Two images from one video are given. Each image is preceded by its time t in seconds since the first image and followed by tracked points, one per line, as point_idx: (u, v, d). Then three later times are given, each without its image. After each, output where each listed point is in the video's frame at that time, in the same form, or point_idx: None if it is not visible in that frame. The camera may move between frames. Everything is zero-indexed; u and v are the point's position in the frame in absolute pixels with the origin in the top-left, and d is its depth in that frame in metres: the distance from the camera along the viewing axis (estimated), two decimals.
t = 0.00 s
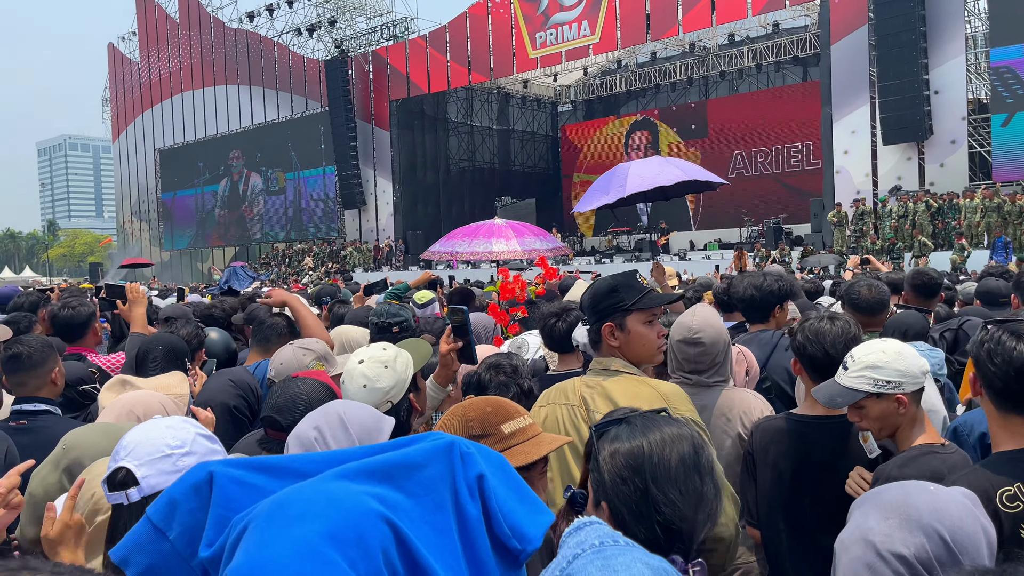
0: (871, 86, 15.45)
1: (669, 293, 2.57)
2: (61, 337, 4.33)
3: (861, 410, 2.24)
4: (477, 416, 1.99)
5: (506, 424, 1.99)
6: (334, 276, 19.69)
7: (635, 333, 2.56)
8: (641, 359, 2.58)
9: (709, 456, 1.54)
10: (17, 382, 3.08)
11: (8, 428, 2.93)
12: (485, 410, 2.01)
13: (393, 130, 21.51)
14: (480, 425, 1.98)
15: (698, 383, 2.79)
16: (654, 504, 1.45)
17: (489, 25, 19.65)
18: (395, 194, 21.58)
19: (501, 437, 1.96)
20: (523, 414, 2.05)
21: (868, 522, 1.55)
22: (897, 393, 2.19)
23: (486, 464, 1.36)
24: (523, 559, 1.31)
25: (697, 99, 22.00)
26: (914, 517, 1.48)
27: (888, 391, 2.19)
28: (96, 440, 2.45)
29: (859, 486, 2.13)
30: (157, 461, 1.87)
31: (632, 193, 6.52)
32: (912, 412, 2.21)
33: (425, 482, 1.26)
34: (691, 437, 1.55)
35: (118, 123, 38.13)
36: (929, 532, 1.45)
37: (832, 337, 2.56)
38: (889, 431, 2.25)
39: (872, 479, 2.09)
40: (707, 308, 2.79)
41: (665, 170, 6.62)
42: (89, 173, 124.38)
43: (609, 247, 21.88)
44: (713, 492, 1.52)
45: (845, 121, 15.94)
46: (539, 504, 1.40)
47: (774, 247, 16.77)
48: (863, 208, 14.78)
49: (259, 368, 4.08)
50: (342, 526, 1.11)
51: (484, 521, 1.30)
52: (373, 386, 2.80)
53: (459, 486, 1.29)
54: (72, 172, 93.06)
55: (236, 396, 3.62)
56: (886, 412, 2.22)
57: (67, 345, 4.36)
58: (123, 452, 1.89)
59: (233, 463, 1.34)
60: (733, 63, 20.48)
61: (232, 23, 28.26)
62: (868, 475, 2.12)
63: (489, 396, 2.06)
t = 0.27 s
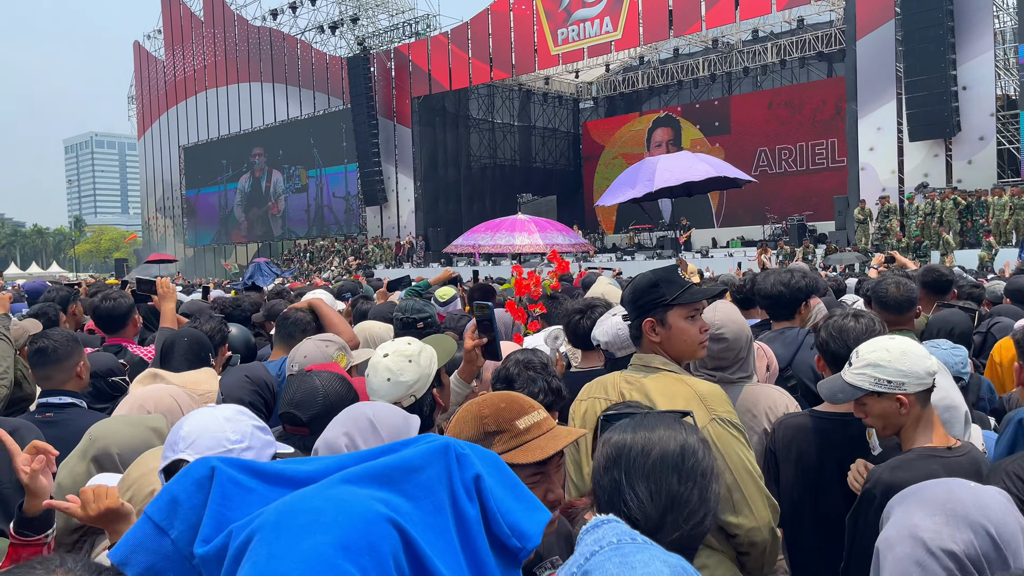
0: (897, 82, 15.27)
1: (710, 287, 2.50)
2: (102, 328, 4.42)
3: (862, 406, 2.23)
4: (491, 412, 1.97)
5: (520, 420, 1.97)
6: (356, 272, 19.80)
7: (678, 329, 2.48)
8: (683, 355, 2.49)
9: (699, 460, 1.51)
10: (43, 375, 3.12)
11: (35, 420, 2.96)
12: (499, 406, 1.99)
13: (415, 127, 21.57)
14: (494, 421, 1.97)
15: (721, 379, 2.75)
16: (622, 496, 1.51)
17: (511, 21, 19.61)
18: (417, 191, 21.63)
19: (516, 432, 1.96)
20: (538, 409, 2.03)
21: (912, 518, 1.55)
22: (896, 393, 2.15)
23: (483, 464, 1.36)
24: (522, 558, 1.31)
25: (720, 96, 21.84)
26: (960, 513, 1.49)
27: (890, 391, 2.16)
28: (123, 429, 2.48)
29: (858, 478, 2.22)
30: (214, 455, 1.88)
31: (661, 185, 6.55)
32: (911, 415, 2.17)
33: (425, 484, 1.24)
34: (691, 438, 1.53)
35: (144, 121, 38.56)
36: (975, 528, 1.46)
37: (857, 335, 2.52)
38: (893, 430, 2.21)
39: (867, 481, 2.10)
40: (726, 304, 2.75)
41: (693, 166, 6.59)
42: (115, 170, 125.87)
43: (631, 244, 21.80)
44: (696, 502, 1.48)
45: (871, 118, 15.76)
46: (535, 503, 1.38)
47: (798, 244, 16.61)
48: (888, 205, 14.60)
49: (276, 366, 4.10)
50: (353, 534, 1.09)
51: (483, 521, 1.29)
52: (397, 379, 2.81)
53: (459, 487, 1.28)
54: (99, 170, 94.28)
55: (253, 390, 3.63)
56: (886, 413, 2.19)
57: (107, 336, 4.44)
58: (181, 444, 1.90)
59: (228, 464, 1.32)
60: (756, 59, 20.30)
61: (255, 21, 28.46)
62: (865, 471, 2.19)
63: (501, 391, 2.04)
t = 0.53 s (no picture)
0: (925, 81, 15.09)
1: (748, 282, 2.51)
2: (143, 322, 4.50)
3: (887, 404, 2.22)
4: (516, 409, 1.99)
5: (545, 416, 1.98)
6: (379, 271, 19.91)
7: (719, 325, 2.49)
8: (727, 351, 2.49)
9: (700, 463, 1.53)
10: (70, 371, 3.17)
11: (63, 416, 3.01)
12: (524, 402, 2.00)
13: (439, 127, 21.66)
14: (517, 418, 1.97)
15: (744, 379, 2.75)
16: (614, 485, 1.58)
17: (535, 21, 19.61)
18: (440, 191, 21.72)
19: (541, 427, 1.96)
20: (559, 407, 2.04)
21: (993, 515, 1.61)
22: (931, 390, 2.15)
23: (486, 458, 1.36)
24: (530, 550, 1.31)
25: (745, 95, 21.69)
26: None
27: (924, 387, 2.16)
28: (143, 423, 2.52)
29: (872, 480, 2.23)
30: (308, 459, 1.92)
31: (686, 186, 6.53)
32: (937, 414, 2.18)
33: (432, 476, 1.25)
34: (700, 439, 1.57)
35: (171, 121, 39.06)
36: None
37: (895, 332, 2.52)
38: (914, 429, 2.21)
39: (883, 483, 2.12)
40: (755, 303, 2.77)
41: (719, 167, 6.55)
42: (142, 170, 127.57)
43: (653, 244, 21.74)
44: (689, 501, 1.50)
45: (898, 117, 15.60)
46: (538, 494, 1.39)
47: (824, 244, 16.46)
48: (916, 205, 14.42)
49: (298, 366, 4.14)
50: (370, 525, 1.10)
51: (490, 515, 1.30)
52: (422, 376, 2.84)
53: (465, 480, 1.28)
54: (128, 170, 95.60)
55: (274, 387, 3.68)
56: (913, 412, 2.19)
57: (148, 332, 4.52)
58: (269, 447, 1.91)
59: (232, 473, 1.32)
60: (782, 58, 20.15)
61: (281, 22, 28.71)
62: (880, 472, 2.21)
63: (525, 388, 2.05)
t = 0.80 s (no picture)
0: (960, 81, 14.83)
1: (788, 278, 2.49)
2: (184, 319, 4.53)
3: (936, 406, 2.15)
4: (561, 402, 1.96)
5: (589, 412, 1.95)
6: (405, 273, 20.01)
7: (763, 323, 2.46)
8: (771, 349, 2.45)
9: (745, 460, 1.53)
10: (105, 369, 3.18)
11: (98, 413, 3.05)
12: (568, 397, 1.97)
13: (465, 128, 21.70)
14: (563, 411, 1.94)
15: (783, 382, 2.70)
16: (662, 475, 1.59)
17: (561, 22, 19.55)
18: (466, 192, 21.77)
19: (582, 424, 1.93)
20: (605, 405, 2.01)
21: None
22: (982, 395, 2.11)
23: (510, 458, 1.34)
24: (553, 549, 1.30)
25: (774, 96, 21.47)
26: None
27: (977, 390, 2.11)
28: (173, 416, 2.52)
29: (909, 488, 2.15)
30: (349, 451, 1.98)
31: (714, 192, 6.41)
32: (983, 420, 2.13)
33: (461, 472, 1.24)
34: (746, 438, 1.59)
35: (201, 123, 39.54)
36: None
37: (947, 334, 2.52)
38: (957, 435, 2.16)
39: (930, 489, 2.07)
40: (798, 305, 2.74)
41: (750, 169, 6.46)
42: (173, 172, 129.29)
43: (680, 246, 21.62)
44: (732, 494, 1.49)
45: (932, 117, 15.36)
46: (560, 494, 1.37)
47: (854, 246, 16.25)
48: (950, 207, 14.18)
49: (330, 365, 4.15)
50: (406, 517, 1.09)
51: (514, 514, 1.28)
52: (452, 374, 2.83)
53: (492, 476, 1.27)
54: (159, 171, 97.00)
55: (303, 385, 3.69)
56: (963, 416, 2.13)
57: (189, 329, 4.56)
58: (316, 433, 2.01)
59: (255, 479, 1.30)
60: (812, 58, 19.90)
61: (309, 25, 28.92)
62: (921, 476, 2.15)
63: (572, 385, 2.02)
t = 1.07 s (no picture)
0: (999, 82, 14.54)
1: (831, 276, 2.64)
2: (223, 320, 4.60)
3: (988, 411, 2.13)
4: (612, 395, 2.02)
5: (637, 406, 2.01)
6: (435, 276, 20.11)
7: (799, 320, 2.62)
8: (808, 347, 2.61)
9: (835, 453, 1.48)
10: (145, 369, 3.24)
11: (140, 412, 3.11)
12: (618, 391, 2.04)
13: (495, 132, 21.76)
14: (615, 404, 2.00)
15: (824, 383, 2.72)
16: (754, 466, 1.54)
17: (592, 25, 19.51)
18: (495, 195, 21.82)
19: (631, 416, 1.98)
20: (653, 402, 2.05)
21: None
22: None
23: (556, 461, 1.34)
24: (597, 553, 1.29)
25: (807, 98, 21.23)
26: None
27: None
28: (206, 412, 2.55)
29: (958, 495, 2.14)
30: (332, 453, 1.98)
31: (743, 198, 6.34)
32: None
33: (510, 473, 1.24)
34: (840, 435, 1.53)
35: (236, 127, 40.10)
36: None
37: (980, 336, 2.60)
38: (1008, 440, 2.13)
39: (984, 496, 2.03)
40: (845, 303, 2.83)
41: (779, 172, 6.39)
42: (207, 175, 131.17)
43: (711, 249, 21.48)
44: (822, 484, 1.43)
45: (969, 119, 15.11)
46: (608, 499, 1.37)
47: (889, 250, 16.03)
48: (988, 211, 13.91)
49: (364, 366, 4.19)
50: (455, 516, 1.10)
51: (560, 516, 1.27)
52: (487, 374, 2.84)
53: (540, 478, 1.27)
54: (194, 174, 98.50)
55: (339, 385, 3.73)
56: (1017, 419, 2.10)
57: (229, 330, 4.63)
58: (305, 434, 2.04)
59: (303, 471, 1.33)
60: (846, 60, 19.65)
61: (341, 29, 29.17)
62: (971, 483, 2.13)
63: (624, 382, 2.09)
